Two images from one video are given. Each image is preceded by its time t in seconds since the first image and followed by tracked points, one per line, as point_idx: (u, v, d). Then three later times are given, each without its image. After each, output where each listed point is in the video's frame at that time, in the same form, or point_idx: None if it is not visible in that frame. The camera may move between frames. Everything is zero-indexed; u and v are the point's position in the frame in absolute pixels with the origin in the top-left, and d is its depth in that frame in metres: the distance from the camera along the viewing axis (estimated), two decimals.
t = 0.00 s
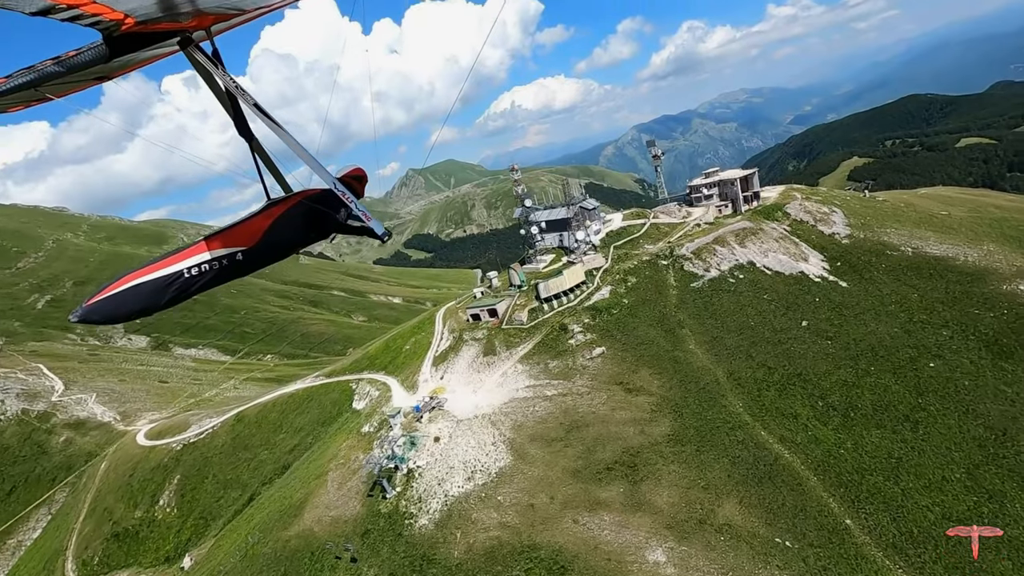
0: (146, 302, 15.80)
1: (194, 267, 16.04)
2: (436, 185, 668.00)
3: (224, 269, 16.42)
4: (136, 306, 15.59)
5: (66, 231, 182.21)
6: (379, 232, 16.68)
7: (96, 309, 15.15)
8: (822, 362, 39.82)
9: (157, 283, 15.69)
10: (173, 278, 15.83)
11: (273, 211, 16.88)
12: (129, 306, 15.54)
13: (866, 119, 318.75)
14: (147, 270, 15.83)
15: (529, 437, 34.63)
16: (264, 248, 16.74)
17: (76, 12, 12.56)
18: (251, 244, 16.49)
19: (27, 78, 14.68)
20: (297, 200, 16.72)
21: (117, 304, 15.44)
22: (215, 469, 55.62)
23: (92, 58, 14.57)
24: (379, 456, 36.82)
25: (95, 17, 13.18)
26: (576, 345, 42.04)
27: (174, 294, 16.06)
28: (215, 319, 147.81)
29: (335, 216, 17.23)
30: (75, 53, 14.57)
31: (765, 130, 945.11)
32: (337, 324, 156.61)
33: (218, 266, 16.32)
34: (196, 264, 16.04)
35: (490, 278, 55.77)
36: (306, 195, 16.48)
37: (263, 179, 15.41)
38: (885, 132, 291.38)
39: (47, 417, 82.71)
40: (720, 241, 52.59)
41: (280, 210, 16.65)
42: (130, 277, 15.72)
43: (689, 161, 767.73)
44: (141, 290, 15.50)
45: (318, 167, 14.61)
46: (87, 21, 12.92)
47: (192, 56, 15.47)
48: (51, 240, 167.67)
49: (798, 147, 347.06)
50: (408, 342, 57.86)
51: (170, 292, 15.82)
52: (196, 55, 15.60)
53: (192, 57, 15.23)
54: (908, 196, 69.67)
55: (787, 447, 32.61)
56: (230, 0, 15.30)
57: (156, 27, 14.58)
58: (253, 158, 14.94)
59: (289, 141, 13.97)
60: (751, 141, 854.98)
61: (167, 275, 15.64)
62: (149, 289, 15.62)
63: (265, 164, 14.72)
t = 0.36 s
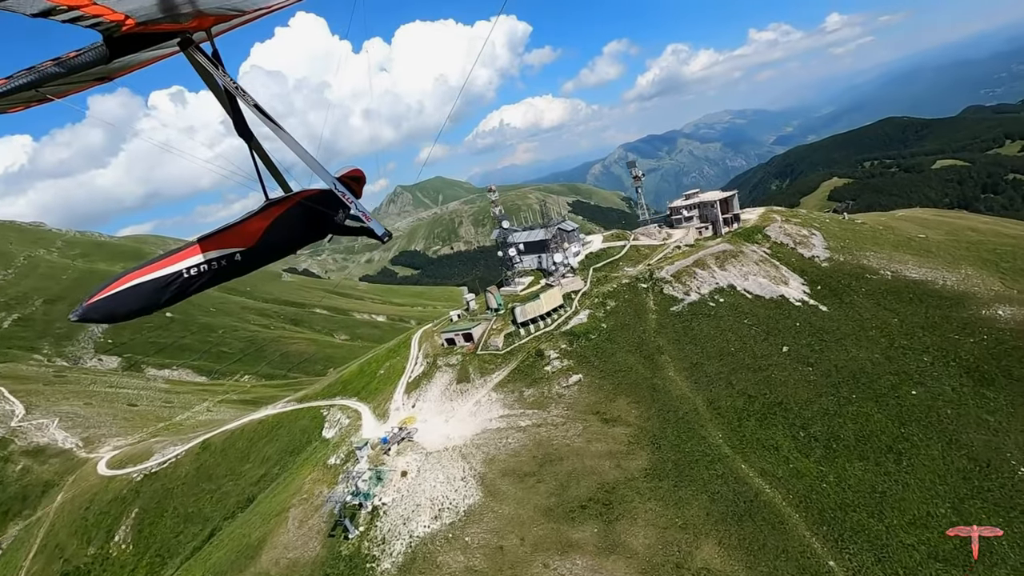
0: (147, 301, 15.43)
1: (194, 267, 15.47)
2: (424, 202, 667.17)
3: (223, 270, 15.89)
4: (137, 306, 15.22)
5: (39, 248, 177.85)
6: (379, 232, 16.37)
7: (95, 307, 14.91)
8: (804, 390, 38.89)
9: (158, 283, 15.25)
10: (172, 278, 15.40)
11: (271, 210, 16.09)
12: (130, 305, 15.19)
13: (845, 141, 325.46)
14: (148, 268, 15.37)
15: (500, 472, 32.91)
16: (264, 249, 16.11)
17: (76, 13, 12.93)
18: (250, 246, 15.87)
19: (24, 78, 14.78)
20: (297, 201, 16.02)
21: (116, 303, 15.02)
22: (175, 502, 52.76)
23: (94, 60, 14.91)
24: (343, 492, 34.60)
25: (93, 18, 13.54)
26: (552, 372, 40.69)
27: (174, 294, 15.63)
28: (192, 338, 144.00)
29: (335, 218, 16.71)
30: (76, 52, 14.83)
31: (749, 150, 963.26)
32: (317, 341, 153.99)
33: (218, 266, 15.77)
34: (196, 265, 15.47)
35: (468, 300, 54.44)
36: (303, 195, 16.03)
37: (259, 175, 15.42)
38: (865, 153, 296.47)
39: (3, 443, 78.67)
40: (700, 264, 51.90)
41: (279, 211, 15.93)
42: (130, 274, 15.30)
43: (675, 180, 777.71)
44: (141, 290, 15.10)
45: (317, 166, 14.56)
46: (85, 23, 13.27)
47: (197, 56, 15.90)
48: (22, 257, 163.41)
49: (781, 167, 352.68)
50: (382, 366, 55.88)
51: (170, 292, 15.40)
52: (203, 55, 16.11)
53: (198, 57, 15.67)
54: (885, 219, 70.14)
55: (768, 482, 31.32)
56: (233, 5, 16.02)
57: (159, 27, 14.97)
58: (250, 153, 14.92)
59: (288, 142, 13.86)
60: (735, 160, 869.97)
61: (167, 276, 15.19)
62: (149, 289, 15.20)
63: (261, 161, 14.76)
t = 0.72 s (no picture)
0: (134, 305, 12.23)
1: (187, 268, 12.25)
2: (392, 218, 661.09)
3: (217, 273, 12.61)
4: (126, 307, 12.09)
5: None
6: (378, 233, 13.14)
7: (83, 307, 12.05)
8: (762, 415, 38.39)
9: (143, 284, 11.98)
10: (164, 279, 12.21)
11: (269, 210, 13.00)
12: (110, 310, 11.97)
13: (800, 160, 338.85)
14: (132, 267, 12.20)
15: (449, 512, 30.75)
16: (263, 250, 12.90)
17: (76, 14, 10.50)
18: (248, 247, 12.68)
19: (19, 82, 12.32)
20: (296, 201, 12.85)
21: (103, 304, 11.96)
22: (101, 549, 48.26)
23: (96, 63, 12.46)
24: (278, 538, 31.74)
25: (94, 20, 11.08)
26: (508, 400, 38.98)
27: (166, 296, 12.40)
28: (138, 362, 136.31)
29: (332, 221, 13.24)
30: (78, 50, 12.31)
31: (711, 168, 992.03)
32: (276, 364, 146.20)
33: (209, 268, 12.51)
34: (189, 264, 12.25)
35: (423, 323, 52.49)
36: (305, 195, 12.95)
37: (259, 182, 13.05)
38: (818, 172, 309.52)
39: None
40: (659, 284, 51.48)
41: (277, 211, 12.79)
42: (119, 272, 12.19)
43: (640, 196, 794.15)
44: (130, 290, 11.90)
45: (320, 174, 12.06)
46: (86, 25, 10.84)
47: (198, 56, 13.19)
48: None
49: (741, 185, 363.94)
50: (333, 394, 52.85)
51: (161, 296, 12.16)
52: (202, 55, 13.31)
53: (197, 56, 12.99)
54: (837, 239, 71.87)
55: (726, 515, 30.32)
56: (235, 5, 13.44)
57: (160, 28, 12.34)
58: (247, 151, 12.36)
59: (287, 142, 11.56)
60: (697, 177, 895.07)
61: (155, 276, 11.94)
62: (131, 293, 11.92)
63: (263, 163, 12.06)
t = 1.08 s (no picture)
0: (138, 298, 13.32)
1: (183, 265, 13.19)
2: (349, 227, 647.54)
3: (214, 271, 13.54)
4: (129, 301, 13.17)
5: None
6: (380, 232, 14.04)
7: (83, 301, 12.96)
8: (714, 425, 38.20)
9: (144, 280, 13.01)
10: (160, 277, 13.22)
11: (269, 207, 13.62)
12: (115, 302, 13.07)
13: (747, 166, 351.84)
14: (136, 263, 13.24)
15: (391, 549, 28.51)
16: (260, 250, 13.67)
17: (75, 14, 10.01)
18: (245, 246, 13.43)
19: (17, 81, 12.52)
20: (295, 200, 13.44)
21: (102, 298, 12.97)
22: None
23: (94, 63, 12.55)
24: None
25: (93, 18, 10.52)
26: (456, 423, 37.27)
27: (161, 294, 13.48)
28: (68, 389, 127.27)
29: (333, 219, 14.05)
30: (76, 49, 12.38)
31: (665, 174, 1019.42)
32: (222, 383, 137.47)
33: (205, 267, 13.41)
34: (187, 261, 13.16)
35: (369, 342, 50.08)
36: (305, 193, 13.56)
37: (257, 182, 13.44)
38: (764, 178, 322.04)
39: None
40: (610, 295, 51.01)
41: (275, 210, 13.40)
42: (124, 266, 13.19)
43: (598, 202, 806.56)
44: (131, 286, 12.95)
45: (318, 169, 12.22)
46: (86, 25, 10.31)
47: (198, 56, 12.88)
48: None
49: (693, 191, 374.39)
50: (273, 421, 49.43)
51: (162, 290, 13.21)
52: (200, 56, 13.02)
53: (196, 55, 12.63)
54: (781, 244, 73.90)
55: (680, 534, 29.67)
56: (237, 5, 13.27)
57: (159, 27, 11.89)
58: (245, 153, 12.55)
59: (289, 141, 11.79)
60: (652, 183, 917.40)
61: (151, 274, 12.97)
62: (133, 288, 12.94)
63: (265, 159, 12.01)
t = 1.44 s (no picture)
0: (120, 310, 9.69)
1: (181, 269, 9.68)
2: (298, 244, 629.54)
3: (210, 278, 10.07)
4: (110, 315, 9.55)
5: None
6: (379, 232, 10.83)
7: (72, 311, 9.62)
8: (665, 444, 37.58)
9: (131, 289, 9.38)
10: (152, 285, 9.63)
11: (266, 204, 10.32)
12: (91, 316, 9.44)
13: (692, 177, 365.54)
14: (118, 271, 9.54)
15: None
16: (264, 252, 10.39)
17: (73, 14, 7.85)
18: (248, 248, 10.10)
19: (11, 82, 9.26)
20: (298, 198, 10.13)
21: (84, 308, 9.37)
22: None
23: (97, 65, 9.31)
24: None
25: (91, 18, 8.30)
26: (399, 456, 35.03)
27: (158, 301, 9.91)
28: None
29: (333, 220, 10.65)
30: (70, 49, 9.33)
31: (615, 185, 1046.88)
32: (157, 417, 126.26)
33: (201, 271, 9.91)
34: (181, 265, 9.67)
35: (307, 371, 47.08)
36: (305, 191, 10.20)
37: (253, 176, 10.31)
38: (708, 189, 335.36)
39: None
40: (560, 312, 50.01)
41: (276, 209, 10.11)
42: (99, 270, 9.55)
43: (551, 214, 817.99)
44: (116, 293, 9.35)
45: (319, 169, 9.98)
46: (84, 29, 8.19)
47: (198, 55, 9.96)
48: None
49: (642, 202, 385.32)
50: (200, 464, 45.00)
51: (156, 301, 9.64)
52: (201, 53, 10.22)
53: (199, 54, 9.73)
54: (725, 255, 75.83)
55: (633, 565, 28.67)
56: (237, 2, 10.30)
57: (161, 28, 9.28)
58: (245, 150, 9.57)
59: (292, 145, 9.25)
60: (603, 195, 939.19)
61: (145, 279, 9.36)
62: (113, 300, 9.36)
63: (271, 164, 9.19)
